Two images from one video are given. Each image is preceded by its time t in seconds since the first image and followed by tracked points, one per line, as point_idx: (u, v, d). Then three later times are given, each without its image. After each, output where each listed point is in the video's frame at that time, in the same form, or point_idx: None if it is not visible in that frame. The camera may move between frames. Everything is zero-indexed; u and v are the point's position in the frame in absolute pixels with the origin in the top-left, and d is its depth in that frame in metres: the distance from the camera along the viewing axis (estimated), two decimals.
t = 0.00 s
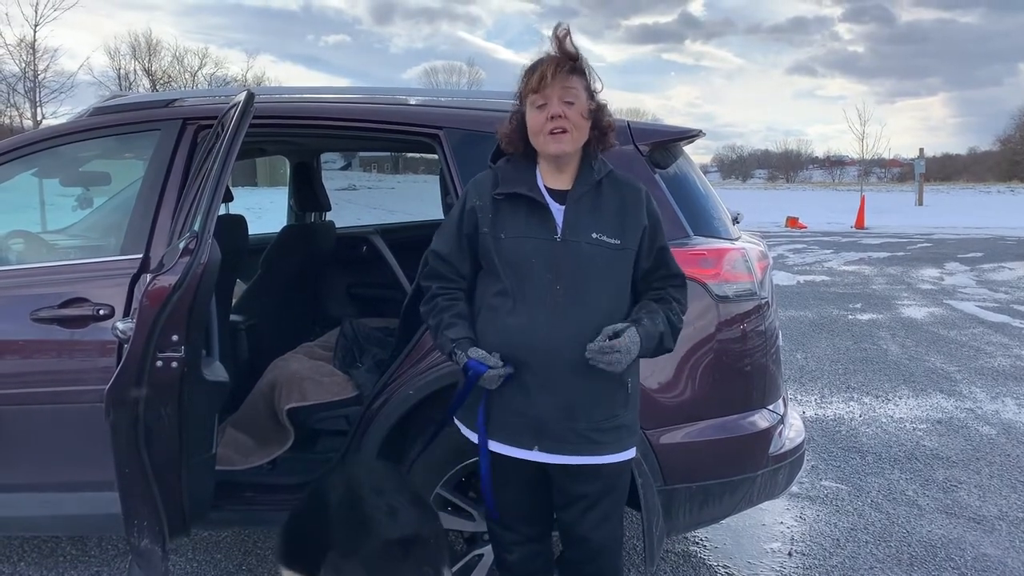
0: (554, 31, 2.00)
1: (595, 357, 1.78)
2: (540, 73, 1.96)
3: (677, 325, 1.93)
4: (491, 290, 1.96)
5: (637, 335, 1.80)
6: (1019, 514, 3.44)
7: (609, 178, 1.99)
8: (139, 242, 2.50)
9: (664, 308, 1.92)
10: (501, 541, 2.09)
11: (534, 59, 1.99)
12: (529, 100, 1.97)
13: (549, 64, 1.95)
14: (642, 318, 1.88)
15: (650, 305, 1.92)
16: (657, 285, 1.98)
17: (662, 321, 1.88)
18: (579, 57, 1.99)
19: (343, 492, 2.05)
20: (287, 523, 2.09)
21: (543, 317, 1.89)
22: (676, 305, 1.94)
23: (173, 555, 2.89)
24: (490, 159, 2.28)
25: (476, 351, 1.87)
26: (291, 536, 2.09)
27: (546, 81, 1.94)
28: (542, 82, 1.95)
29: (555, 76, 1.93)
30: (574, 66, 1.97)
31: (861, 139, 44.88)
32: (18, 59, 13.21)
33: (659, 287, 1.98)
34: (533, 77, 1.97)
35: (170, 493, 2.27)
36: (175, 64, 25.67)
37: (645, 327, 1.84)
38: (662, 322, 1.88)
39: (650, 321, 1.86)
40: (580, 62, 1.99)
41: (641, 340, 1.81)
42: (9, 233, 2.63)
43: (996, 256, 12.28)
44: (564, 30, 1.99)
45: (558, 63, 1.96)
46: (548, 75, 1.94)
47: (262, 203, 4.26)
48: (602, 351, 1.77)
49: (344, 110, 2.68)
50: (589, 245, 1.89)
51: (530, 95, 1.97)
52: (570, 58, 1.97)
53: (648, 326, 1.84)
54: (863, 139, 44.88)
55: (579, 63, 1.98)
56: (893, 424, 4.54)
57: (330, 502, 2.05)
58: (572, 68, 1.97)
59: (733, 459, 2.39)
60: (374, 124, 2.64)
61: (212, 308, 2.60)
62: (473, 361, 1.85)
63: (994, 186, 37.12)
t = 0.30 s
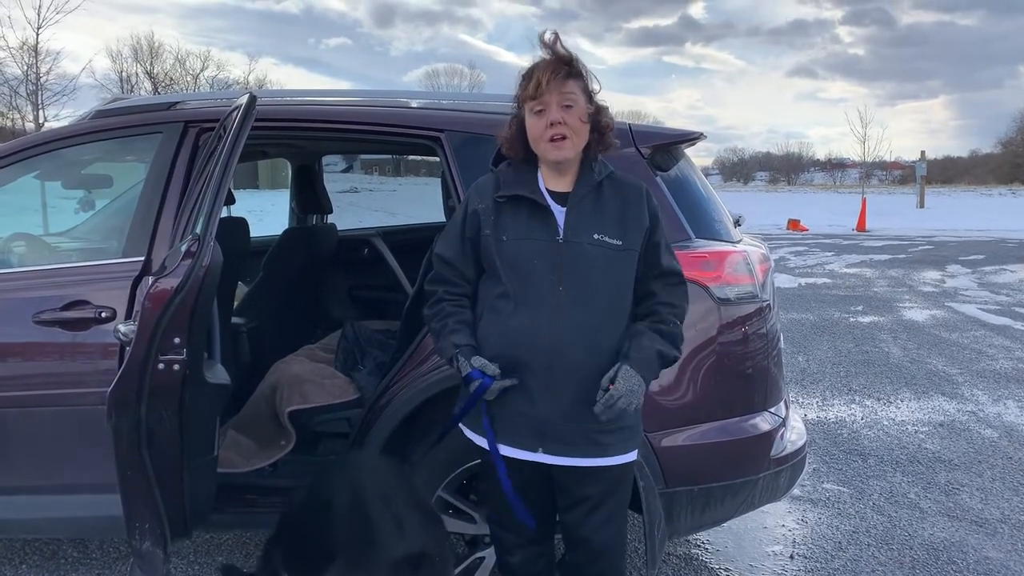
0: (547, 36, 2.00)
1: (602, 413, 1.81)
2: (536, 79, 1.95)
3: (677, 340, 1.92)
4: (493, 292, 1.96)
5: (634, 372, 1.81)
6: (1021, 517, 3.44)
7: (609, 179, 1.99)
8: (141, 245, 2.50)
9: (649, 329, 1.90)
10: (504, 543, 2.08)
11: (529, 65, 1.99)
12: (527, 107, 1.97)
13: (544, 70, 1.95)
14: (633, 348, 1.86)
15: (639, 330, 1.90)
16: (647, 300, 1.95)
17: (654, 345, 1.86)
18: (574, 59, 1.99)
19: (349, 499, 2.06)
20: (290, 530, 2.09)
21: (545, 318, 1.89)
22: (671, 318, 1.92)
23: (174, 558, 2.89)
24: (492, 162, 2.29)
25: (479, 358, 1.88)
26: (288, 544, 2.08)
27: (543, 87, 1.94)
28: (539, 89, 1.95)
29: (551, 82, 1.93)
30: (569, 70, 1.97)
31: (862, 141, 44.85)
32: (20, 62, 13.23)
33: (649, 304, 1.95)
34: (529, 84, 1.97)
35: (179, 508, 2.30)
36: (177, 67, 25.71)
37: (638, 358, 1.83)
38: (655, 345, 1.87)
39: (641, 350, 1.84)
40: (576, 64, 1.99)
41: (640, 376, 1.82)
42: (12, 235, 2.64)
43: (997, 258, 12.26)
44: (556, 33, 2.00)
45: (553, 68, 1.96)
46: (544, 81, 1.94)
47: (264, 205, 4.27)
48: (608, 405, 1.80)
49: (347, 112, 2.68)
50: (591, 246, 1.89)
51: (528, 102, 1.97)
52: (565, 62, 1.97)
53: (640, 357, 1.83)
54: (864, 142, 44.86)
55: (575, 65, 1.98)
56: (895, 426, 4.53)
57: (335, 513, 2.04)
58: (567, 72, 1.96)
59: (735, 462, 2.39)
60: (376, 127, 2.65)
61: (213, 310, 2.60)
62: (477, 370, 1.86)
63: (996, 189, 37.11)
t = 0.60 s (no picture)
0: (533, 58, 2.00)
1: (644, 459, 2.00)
2: (518, 106, 1.95)
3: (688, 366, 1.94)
4: (493, 294, 1.96)
5: (661, 428, 1.93)
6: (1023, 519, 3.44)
7: (609, 181, 1.99)
8: (142, 246, 2.50)
9: (661, 378, 1.94)
10: (504, 545, 2.08)
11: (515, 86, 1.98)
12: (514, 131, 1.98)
13: (523, 97, 1.93)
14: (652, 400, 1.93)
15: (650, 375, 1.96)
16: (657, 342, 1.95)
17: (676, 395, 1.92)
18: (555, 78, 1.94)
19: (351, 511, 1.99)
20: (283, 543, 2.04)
21: (544, 320, 1.89)
22: (679, 346, 1.95)
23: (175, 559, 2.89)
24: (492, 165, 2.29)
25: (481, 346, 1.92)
26: (283, 563, 2.00)
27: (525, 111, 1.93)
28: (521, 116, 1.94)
29: (529, 110, 1.92)
30: (553, 89, 1.93)
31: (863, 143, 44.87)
32: (20, 64, 13.22)
33: (655, 336, 1.95)
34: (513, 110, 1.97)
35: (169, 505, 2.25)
36: (178, 69, 25.73)
37: (660, 412, 1.92)
38: (675, 394, 1.92)
39: (660, 403, 1.92)
40: (558, 82, 1.94)
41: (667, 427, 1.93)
42: (13, 236, 2.64)
43: (998, 260, 12.25)
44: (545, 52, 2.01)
45: (532, 93, 1.93)
46: (523, 110, 1.93)
47: (265, 207, 4.27)
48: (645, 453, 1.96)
49: (348, 114, 2.68)
50: (589, 248, 1.89)
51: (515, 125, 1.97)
52: (549, 81, 1.94)
53: (660, 412, 1.92)
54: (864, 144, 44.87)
55: (556, 84, 1.93)
56: (895, 428, 4.53)
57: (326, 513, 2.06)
58: (551, 91, 1.93)
59: (736, 464, 2.39)
60: (378, 128, 2.65)
61: (214, 312, 2.60)
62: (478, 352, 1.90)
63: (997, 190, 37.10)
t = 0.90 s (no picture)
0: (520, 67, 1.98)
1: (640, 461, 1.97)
2: (503, 116, 1.95)
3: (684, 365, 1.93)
4: (492, 295, 1.97)
5: (654, 427, 1.90)
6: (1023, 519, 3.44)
7: (607, 182, 1.99)
8: (142, 247, 2.51)
9: (654, 376, 1.93)
10: (504, 546, 2.08)
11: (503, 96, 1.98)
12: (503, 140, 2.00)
13: (506, 110, 1.93)
14: (646, 398, 1.92)
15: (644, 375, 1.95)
16: (650, 340, 1.94)
17: (669, 393, 1.90)
18: (537, 89, 1.91)
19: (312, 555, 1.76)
20: None
21: (542, 321, 1.89)
22: (675, 344, 1.94)
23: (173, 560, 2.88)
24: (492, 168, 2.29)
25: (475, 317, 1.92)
26: None
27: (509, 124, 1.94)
28: (506, 124, 1.95)
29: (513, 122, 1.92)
30: (535, 101, 1.91)
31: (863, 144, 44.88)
32: (21, 64, 13.22)
33: (650, 335, 1.94)
34: (500, 119, 1.97)
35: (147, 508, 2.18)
36: (178, 69, 25.73)
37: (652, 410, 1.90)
38: (669, 392, 1.90)
39: (652, 401, 1.90)
40: (541, 92, 1.91)
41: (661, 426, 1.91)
42: (13, 237, 2.64)
43: (998, 261, 12.26)
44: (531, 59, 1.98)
45: (514, 103, 1.92)
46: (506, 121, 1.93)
47: (266, 206, 4.28)
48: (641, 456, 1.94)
49: (348, 114, 2.68)
50: (587, 249, 1.90)
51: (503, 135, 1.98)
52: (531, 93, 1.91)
53: (652, 410, 1.90)
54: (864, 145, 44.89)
55: (539, 94, 1.91)
56: (895, 429, 4.53)
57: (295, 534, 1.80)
58: (533, 103, 1.91)
59: (736, 465, 2.39)
60: (378, 129, 2.65)
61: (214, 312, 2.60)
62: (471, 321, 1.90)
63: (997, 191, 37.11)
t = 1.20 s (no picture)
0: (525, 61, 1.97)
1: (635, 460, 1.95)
2: (507, 108, 1.94)
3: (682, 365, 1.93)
4: (491, 296, 1.97)
5: (647, 424, 1.89)
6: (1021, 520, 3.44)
7: (606, 181, 1.99)
8: (142, 247, 2.51)
9: (649, 374, 1.92)
10: (503, 545, 2.08)
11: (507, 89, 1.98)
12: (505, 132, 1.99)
13: (510, 103, 1.93)
14: (641, 395, 1.91)
15: (639, 372, 1.93)
16: (646, 338, 1.94)
17: (662, 390, 1.89)
18: (544, 83, 1.90)
19: None
20: None
21: (542, 321, 1.89)
22: (672, 343, 1.93)
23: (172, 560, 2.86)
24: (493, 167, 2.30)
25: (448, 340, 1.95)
26: None
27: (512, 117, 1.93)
28: (509, 118, 1.94)
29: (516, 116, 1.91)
30: (540, 97, 1.90)
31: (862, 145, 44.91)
32: (21, 64, 13.22)
33: (647, 334, 1.94)
34: (504, 111, 1.97)
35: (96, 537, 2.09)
36: (177, 69, 25.73)
37: (646, 407, 1.89)
38: (662, 390, 1.90)
39: (647, 398, 1.89)
40: (548, 88, 1.90)
41: (655, 423, 1.89)
42: (13, 237, 2.64)
43: (997, 261, 12.27)
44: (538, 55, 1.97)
45: (519, 95, 1.92)
46: (509, 112, 1.93)
47: (265, 207, 4.29)
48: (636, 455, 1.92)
49: (348, 115, 2.68)
50: (586, 249, 1.90)
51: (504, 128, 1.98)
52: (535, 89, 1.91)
53: (647, 407, 1.89)
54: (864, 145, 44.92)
55: (546, 89, 1.90)
56: (895, 429, 4.54)
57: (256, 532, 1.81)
58: (537, 98, 1.91)
59: (736, 465, 2.39)
60: (378, 129, 2.65)
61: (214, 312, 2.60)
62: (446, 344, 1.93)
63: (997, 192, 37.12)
